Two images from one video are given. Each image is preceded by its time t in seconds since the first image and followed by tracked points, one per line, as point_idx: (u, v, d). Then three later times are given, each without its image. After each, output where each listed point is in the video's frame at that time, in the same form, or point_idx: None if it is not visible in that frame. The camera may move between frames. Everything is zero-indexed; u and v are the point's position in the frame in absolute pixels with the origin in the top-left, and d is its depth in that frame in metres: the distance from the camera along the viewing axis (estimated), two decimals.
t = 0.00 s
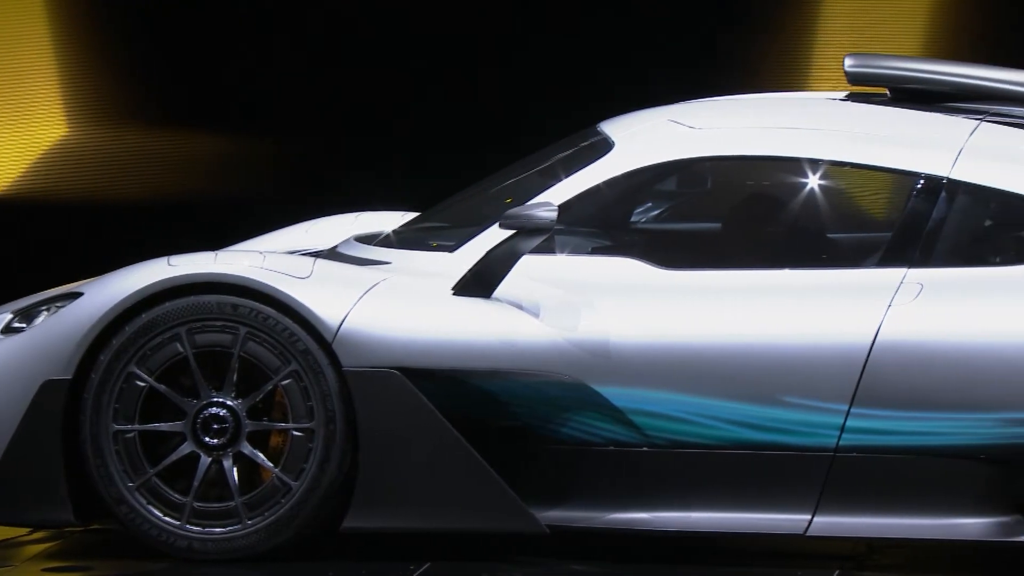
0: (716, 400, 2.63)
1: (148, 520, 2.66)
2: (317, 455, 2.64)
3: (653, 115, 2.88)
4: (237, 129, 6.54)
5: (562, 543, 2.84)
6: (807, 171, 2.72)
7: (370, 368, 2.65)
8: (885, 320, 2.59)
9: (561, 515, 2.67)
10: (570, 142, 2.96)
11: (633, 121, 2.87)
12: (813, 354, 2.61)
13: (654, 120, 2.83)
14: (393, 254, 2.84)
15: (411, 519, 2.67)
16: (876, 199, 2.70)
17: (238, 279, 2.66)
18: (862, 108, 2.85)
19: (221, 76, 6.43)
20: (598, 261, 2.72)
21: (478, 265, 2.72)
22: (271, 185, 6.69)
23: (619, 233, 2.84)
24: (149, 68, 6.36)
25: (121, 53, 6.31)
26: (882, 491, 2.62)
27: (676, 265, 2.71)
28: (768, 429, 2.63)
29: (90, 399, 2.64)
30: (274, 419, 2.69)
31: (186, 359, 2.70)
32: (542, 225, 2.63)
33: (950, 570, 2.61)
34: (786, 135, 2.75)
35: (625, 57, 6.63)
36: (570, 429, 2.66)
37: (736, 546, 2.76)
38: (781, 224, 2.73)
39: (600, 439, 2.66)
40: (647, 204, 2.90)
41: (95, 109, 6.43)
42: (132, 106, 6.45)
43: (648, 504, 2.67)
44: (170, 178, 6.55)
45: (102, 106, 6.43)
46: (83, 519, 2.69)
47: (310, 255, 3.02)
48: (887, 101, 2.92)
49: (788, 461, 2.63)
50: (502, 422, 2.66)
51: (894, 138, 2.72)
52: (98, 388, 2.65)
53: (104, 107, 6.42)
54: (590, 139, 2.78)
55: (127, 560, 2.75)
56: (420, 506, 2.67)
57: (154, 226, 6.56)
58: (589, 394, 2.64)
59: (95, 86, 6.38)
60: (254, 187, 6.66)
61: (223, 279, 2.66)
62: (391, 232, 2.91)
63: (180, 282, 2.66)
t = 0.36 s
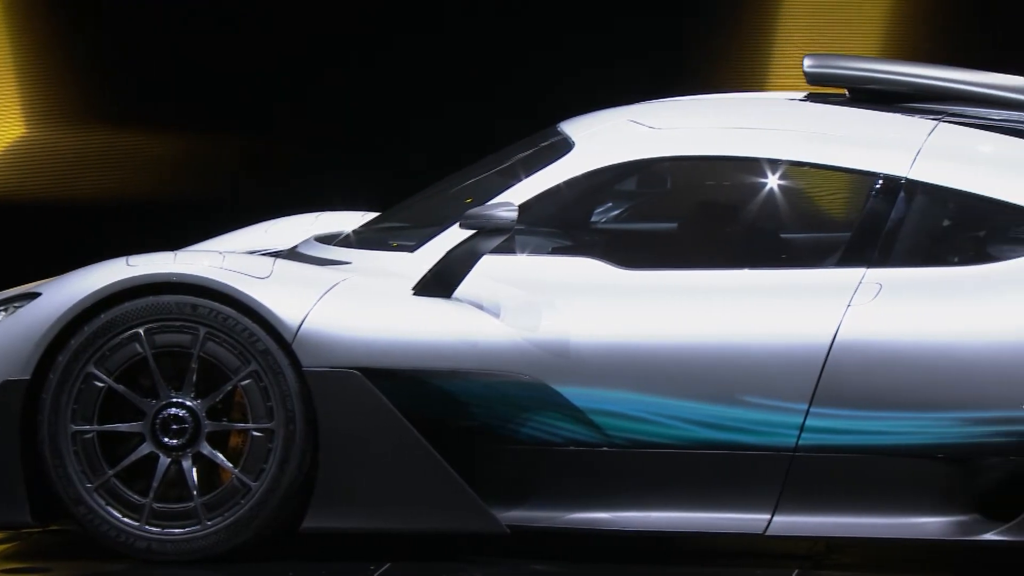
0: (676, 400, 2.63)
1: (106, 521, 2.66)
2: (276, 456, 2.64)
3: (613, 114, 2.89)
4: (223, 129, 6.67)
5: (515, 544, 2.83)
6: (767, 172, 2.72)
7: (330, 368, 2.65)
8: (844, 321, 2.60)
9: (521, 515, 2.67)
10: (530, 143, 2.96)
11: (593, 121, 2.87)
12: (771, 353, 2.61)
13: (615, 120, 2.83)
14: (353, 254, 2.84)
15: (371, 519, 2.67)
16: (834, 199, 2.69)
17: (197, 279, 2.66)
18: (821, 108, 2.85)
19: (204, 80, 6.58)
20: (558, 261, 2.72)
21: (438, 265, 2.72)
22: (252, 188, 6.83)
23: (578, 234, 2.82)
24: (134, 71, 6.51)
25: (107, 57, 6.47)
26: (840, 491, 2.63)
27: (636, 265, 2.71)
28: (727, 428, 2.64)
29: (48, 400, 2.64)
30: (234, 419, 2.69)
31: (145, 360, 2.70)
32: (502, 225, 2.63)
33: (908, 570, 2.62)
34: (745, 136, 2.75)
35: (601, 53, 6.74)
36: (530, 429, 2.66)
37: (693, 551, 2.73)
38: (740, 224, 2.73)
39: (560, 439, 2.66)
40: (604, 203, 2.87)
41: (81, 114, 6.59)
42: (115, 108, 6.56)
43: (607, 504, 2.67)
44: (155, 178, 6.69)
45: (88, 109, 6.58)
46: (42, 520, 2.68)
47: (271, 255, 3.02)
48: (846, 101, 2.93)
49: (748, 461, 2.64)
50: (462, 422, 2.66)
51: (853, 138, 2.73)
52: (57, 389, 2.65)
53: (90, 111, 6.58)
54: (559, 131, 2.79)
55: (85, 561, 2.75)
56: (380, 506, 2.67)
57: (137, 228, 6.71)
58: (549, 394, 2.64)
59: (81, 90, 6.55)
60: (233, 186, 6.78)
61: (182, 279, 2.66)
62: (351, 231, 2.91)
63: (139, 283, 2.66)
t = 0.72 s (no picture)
0: (633, 401, 2.63)
1: (61, 523, 2.65)
2: (233, 457, 2.63)
3: (571, 115, 2.90)
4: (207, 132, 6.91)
5: (488, 543, 2.90)
6: (723, 172, 2.72)
7: (287, 369, 2.64)
8: (800, 321, 2.61)
9: (478, 516, 2.66)
10: (488, 143, 2.97)
11: (551, 121, 2.88)
12: (727, 353, 2.62)
13: (574, 120, 2.84)
14: (310, 255, 2.84)
15: (328, 519, 2.67)
16: (792, 199, 2.70)
17: (154, 279, 2.66)
18: (777, 109, 2.87)
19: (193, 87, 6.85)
20: (514, 261, 2.71)
21: (395, 265, 2.72)
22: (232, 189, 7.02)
23: (534, 235, 2.77)
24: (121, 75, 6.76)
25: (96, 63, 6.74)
26: (796, 491, 2.64)
27: (592, 265, 2.70)
28: (683, 428, 2.64)
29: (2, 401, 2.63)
30: (190, 421, 2.69)
31: (100, 361, 2.69)
32: (459, 225, 2.64)
33: (864, 570, 2.63)
34: (703, 137, 2.77)
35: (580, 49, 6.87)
36: (487, 429, 2.65)
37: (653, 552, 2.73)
38: (697, 224, 2.71)
39: (517, 439, 2.65)
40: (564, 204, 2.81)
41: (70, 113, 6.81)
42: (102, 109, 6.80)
43: (564, 504, 2.68)
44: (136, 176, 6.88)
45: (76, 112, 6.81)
46: None
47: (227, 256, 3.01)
48: (802, 102, 2.94)
49: (704, 460, 2.64)
50: (419, 422, 2.65)
51: (809, 139, 2.74)
52: (11, 390, 2.64)
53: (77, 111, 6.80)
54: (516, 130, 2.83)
55: (39, 563, 2.74)
56: (336, 507, 2.67)
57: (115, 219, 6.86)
58: (506, 394, 2.63)
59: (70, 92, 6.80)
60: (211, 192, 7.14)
61: (138, 279, 2.66)
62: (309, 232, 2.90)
63: (94, 283, 2.65)
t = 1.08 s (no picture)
0: (584, 401, 2.64)
1: (10, 524, 2.65)
2: (183, 457, 2.63)
3: (522, 115, 2.90)
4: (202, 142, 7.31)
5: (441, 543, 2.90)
6: (675, 172, 2.73)
7: (238, 369, 2.64)
8: (751, 321, 2.61)
9: (430, 516, 2.67)
10: (440, 143, 2.97)
11: (503, 121, 2.89)
12: (676, 353, 2.62)
13: (525, 120, 2.85)
14: (261, 255, 2.83)
15: (279, 520, 2.67)
16: (744, 199, 2.70)
17: (103, 279, 2.65)
18: (728, 109, 2.87)
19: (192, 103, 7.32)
20: (465, 261, 2.70)
21: (346, 266, 2.71)
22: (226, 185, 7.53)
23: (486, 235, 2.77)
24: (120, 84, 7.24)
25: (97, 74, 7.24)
26: (747, 491, 2.65)
27: (543, 264, 2.70)
28: (634, 428, 2.64)
29: None
30: (140, 421, 2.69)
31: (50, 362, 2.69)
32: (410, 224, 2.64)
33: (815, 569, 2.64)
34: (655, 137, 2.77)
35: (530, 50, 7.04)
36: (438, 429, 2.65)
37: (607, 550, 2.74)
38: (648, 224, 2.71)
39: (469, 439, 2.65)
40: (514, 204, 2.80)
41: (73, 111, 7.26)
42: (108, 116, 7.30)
43: (516, 504, 2.67)
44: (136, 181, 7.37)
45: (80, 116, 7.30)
46: None
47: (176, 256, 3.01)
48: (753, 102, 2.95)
49: (655, 460, 2.65)
50: (370, 422, 2.65)
51: (761, 139, 2.75)
52: None
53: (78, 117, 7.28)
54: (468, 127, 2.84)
55: None
56: (288, 507, 2.67)
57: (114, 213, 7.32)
58: (457, 393, 2.63)
59: (72, 100, 7.25)
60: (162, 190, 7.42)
61: (87, 279, 2.65)
62: (260, 232, 2.89)
63: (43, 283, 2.65)
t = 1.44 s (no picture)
0: (537, 402, 2.64)
1: None
2: (134, 459, 2.62)
3: (475, 115, 2.90)
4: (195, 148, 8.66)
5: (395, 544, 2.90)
6: (626, 173, 2.74)
7: (188, 370, 2.63)
8: (703, 321, 2.62)
9: (382, 517, 2.66)
10: (392, 144, 2.97)
11: (455, 122, 2.89)
12: (628, 353, 2.62)
13: (477, 121, 2.85)
14: (213, 256, 2.83)
15: (230, 522, 2.67)
16: (694, 199, 2.72)
17: (52, 280, 2.66)
18: (681, 110, 2.88)
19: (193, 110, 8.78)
20: (415, 262, 2.71)
21: (298, 267, 2.71)
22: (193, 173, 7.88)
23: (440, 237, 2.77)
24: (136, 87, 8.77)
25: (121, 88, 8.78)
26: (698, 491, 2.65)
27: (494, 265, 2.71)
28: (585, 428, 2.65)
29: None
30: (90, 423, 2.68)
31: None
32: (362, 225, 2.63)
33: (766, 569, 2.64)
34: (608, 138, 2.77)
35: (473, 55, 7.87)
36: (390, 430, 2.65)
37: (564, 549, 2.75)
38: (600, 225, 2.72)
39: (421, 440, 2.65)
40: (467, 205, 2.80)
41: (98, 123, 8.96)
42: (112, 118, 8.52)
43: (468, 505, 2.67)
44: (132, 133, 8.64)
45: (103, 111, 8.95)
46: None
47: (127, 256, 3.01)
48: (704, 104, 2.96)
49: (606, 461, 2.65)
50: (321, 423, 2.65)
51: (713, 140, 2.76)
52: None
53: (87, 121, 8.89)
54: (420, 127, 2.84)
55: None
56: (239, 508, 2.67)
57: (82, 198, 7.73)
58: (409, 394, 2.64)
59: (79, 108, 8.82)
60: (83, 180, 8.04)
61: (37, 281, 2.66)
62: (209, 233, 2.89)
63: None
